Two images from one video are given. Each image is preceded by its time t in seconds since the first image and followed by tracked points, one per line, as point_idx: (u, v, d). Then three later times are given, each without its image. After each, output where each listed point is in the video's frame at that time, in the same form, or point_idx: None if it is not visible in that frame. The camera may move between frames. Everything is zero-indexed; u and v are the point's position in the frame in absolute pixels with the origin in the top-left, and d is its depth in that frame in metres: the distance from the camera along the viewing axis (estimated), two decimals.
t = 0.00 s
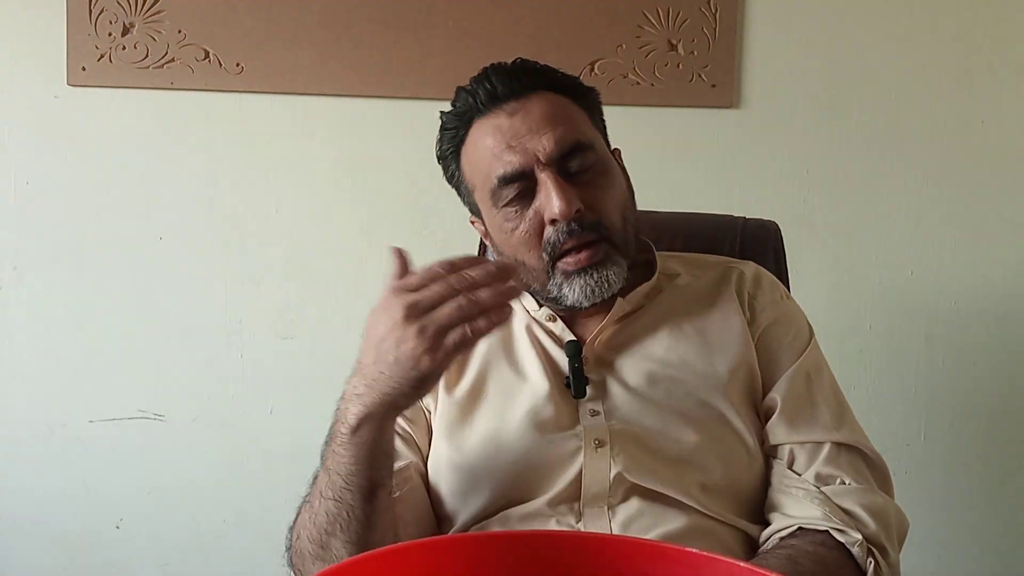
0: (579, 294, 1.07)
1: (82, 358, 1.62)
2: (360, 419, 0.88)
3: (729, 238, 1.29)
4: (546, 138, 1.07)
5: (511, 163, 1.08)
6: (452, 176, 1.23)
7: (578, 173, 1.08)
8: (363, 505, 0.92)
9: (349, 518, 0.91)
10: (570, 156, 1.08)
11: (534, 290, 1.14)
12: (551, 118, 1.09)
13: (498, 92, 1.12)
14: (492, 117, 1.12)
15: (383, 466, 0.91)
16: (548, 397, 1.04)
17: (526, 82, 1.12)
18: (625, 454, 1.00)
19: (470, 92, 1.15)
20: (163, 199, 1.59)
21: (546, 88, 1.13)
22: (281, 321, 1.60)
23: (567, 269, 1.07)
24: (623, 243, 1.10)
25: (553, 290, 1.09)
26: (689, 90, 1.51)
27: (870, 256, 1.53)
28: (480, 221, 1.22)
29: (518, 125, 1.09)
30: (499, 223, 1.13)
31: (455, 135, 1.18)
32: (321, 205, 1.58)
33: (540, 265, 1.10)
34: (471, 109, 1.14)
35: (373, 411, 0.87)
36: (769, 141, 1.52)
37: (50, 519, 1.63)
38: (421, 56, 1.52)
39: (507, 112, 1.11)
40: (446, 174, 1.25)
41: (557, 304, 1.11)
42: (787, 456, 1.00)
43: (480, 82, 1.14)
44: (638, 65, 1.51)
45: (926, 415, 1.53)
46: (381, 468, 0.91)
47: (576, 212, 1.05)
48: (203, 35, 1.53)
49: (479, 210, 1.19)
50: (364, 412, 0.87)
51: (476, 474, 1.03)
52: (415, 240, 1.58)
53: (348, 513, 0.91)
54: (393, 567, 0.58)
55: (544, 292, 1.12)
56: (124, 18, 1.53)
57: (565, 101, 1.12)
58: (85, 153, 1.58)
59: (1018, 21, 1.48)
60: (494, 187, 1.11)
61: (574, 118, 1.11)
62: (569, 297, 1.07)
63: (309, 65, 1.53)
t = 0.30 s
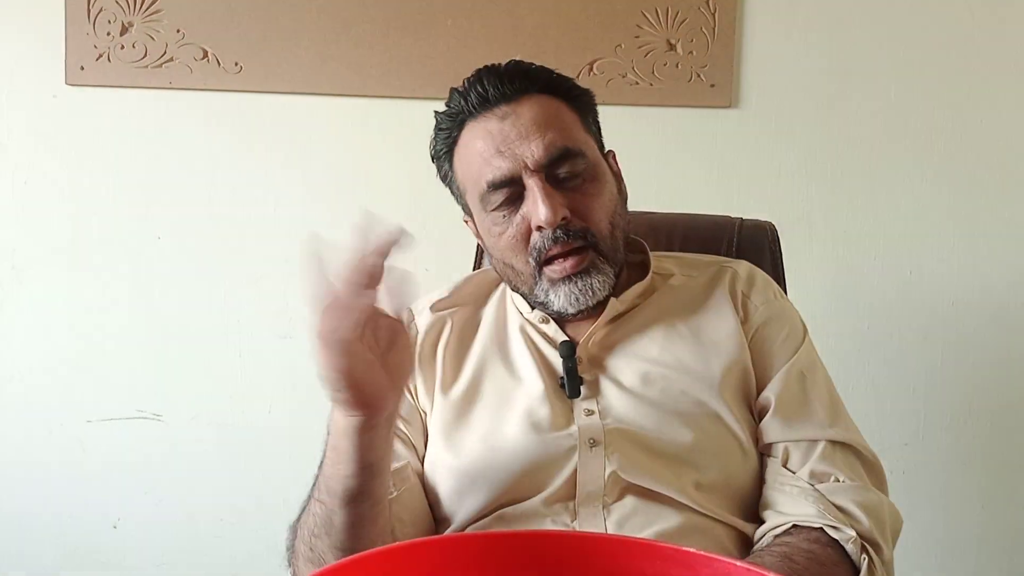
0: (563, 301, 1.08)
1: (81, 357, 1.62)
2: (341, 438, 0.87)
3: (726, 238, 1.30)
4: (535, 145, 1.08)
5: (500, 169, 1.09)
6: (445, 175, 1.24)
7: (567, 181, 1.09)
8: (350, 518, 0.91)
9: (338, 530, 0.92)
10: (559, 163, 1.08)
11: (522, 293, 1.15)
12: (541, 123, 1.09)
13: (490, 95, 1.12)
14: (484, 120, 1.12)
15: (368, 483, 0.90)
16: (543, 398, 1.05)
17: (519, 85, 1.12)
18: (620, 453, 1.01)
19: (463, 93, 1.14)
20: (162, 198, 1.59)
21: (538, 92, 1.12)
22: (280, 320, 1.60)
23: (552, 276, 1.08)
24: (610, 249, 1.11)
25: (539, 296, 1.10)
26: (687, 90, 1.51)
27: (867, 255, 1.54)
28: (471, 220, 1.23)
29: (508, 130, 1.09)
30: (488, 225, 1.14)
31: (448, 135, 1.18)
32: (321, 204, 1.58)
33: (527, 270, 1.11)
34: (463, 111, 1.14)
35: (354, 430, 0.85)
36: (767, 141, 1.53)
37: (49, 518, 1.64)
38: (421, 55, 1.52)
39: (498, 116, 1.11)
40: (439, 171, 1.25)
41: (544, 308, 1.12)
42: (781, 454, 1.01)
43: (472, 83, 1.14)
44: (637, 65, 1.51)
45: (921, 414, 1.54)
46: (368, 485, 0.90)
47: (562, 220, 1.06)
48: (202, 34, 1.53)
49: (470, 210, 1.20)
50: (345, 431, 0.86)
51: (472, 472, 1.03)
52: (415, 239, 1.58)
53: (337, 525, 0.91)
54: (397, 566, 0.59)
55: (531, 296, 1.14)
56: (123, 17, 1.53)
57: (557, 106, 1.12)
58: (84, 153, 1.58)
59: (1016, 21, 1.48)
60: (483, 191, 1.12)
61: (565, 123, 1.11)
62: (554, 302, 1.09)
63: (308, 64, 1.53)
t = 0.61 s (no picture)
0: (560, 288, 1.07)
1: (81, 357, 1.61)
2: (361, 451, 0.87)
3: (727, 239, 1.29)
4: (546, 133, 1.09)
5: (509, 153, 1.09)
6: (457, 164, 1.24)
7: (574, 171, 1.09)
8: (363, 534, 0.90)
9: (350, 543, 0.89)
10: (568, 152, 1.09)
11: (521, 283, 1.15)
12: (555, 114, 1.10)
13: (508, 84, 1.13)
14: (499, 108, 1.13)
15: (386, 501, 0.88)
16: (546, 397, 1.05)
17: (538, 76, 1.13)
18: (622, 454, 1.00)
19: (481, 82, 1.16)
20: (162, 199, 1.59)
21: (556, 85, 1.13)
22: (281, 320, 1.60)
23: (551, 262, 1.07)
24: (613, 243, 1.10)
25: (535, 283, 1.09)
26: (687, 90, 1.51)
27: (868, 256, 1.53)
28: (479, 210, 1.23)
29: (522, 117, 1.10)
30: (492, 211, 1.14)
31: (462, 122, 1.19)
32: (321, 204, 1.58)
33: (527, 257, 1.11)
34: (479, 98, 1.15)
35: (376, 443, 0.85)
36: (768, 141, 1.53)
37: (49, 518, 1.63)
38: (421, 55, 1.52)
39: (513, 105, 1.12)
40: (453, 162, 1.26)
41: (542, 299, 1.11)
42: (783, 456, 1.00)
43: (492, 73, 1.16)
44: (638, 65, 1.51)
45: (923, 415, 1.54)
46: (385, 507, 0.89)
47: (565, 207, 1.06)
48: (202, 34, 1.53)
49: (478, 198, 1.20)
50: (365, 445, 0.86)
51: (475, 472, 1.03)
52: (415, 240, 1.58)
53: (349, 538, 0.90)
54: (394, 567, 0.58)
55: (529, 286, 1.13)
56: (123, 17, 1.53)
57: (573, 100, 1.13)
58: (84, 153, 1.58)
59: (1017, 21, 1.48)
60: (491, 175, 1.12)
61: (579, 117, 1.12)
62: (550, 290, 1.08)
63: (308, 64, 1.53)
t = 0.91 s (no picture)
0: (566, 277, 1.07)
1: (83, 358, 1.62)
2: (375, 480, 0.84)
3: (730, 241, 1.29)
4: (561, 122, 1.09)
5: (523, 140, 1.10)
6: (472, 156, 1.24)
7: (586, 162, 1.10)
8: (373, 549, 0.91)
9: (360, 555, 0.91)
10: (581, 142, 1.10)
11: (526, 273, 1.14)
12: (571, 105, 1.11)
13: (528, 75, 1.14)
14: (517, 96, 1.14)
15: (392, 519, 0.88)
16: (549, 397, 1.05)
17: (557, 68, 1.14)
18: (627, 455, 1.00)
19: (502, 72, 1.16)
20: (165, 200, 1.59)
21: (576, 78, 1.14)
22: (283, 322, 1.60)
23: (558, 248, 1.07)
24: (621, 236, 1.10)
25: (540, 270, 1.09)
26: (690, 91, 1.51)
27: (871, 257, 1.53)
28: (490, 203, 1.23)
29: (538, 106, 1.11)
30: (502, 199, 1.14)
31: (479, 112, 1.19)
32: (323, 205, 1.58)
33: (533, 244, 1.10)
34: (498, 86, 1.16)
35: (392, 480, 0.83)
36: (771, 142, 1.53)
37: (51, 519, 1.63)
38: (424, 56, 1.52)
39: (531, 94, 1.12)
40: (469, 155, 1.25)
41: (545, 288, 1.11)
42: (787, 458, 1.00)
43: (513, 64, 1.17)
44: (640, 66, 1.51)
45: (926, 416, 1.54)
46: (392, 525, 0.89)
47: (575, 192, 1.06)
48: (205, 36, 1.53)
49: (489, 189, 1.20)
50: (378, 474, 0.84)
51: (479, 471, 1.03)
52: (417, 241, 1.58)
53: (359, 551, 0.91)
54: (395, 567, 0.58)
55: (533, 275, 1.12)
56: (126, 19, 1.53)
57: (591, 95, 1.13)
58: (86, 153, 1.58)
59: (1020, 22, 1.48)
60: (504, 161, 1.12)
61: (595, 110, 1.12)
62: (555, 278, 1.07)
63: (310, 66, 1.53)
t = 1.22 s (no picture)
0: (568, 290, 1.08)
1: (81, 357, 1.61)
2: (355, 417, 0.89)
3: (728, 240, 1.29)
4: (561, 132, 1.08)
5: (523, 150, 1.09)
6: (468, 156, 1.23)
7: (586, 172, 1.09)
8: (360, 511, 0.91)
9: (347, 518, 0.91)
10: (581, 153, 1.09)
11: (526, 281, 1.15)
12: (571, 114, 1.10)
13: (526, 80, 1.12)
14: (515, 102, 1.12)
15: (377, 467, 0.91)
16: (546, 397, 1.04)
17: (556, 74, 1.12)
18: (624, 455, 1.01)
19: (499, 75, 1.14)
20: (163, 200, 1.59)
21: (574, 83, 1.13)
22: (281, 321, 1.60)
23: (559, 262, 1.08)
24: (621, 247, 1.10)
25: (542, 282, 1.10)
26: (688, 91, 1.51)
27: (869, 256, 1.53)
28: (487, 204, 1.22)
29: (537, 115, 1.10)
30: (502, 207, 1.14)
31: (475, 114, 1.18)
32: (321, 204, 1.57)
33: (533, 255, 1.11)
34: (495, 90, 1.14)
35: (374, 411, 0.89)
36: (769, 142, 1.53)
37: (49, 519, 1.63)
38: (422, 54, 1.52)
39: (529, 100, 1.11)
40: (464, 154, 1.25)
41: (547, 298, 1.12)
42: (784, 458, 1.00)
43: (511, 67, 1.14)
44: (638, 65, 1.51)
45: (924, 416, 1.54)
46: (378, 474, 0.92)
47: (577, 207, 1.06)
48: (202, 34, 1.53)
49: (487, 192, 1.20)
50: (357, 413, 0.89)
51: (475, 472, 1.03)
52: (415, 240, 1.58)
53: (346, 514, 0.91)
54: (389, 567, 0.58)
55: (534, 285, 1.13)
56: (123, 17, 1.53)
57: (590, 101, 1.12)
58: (84, 153, 1.58)
59: (1017, 22, 1.48)
60: (503, 171, 1.12)
61: (594, 117, 1.11)
62: (557, 291, 1.09)
63: (308, 65, 1.53)
